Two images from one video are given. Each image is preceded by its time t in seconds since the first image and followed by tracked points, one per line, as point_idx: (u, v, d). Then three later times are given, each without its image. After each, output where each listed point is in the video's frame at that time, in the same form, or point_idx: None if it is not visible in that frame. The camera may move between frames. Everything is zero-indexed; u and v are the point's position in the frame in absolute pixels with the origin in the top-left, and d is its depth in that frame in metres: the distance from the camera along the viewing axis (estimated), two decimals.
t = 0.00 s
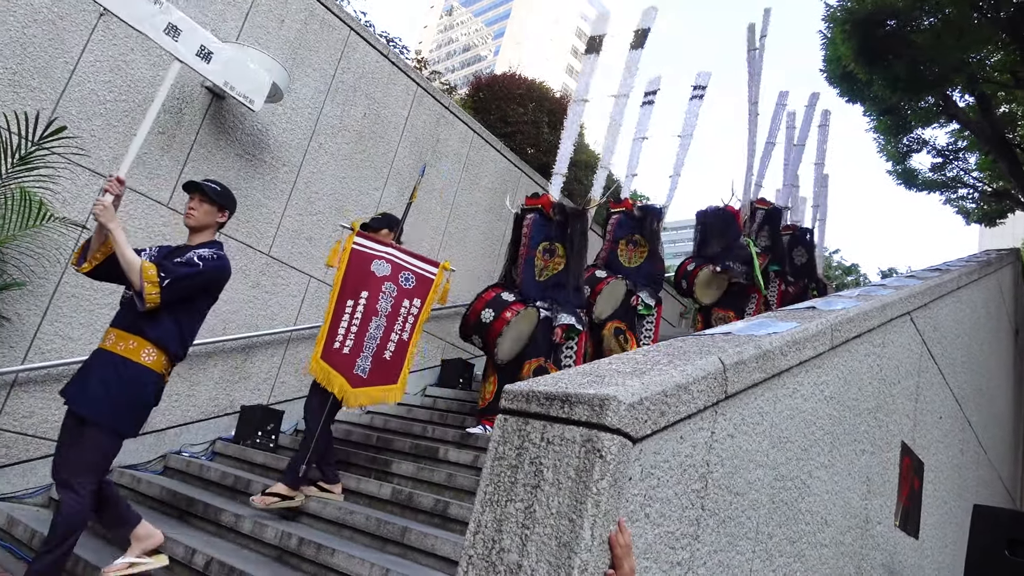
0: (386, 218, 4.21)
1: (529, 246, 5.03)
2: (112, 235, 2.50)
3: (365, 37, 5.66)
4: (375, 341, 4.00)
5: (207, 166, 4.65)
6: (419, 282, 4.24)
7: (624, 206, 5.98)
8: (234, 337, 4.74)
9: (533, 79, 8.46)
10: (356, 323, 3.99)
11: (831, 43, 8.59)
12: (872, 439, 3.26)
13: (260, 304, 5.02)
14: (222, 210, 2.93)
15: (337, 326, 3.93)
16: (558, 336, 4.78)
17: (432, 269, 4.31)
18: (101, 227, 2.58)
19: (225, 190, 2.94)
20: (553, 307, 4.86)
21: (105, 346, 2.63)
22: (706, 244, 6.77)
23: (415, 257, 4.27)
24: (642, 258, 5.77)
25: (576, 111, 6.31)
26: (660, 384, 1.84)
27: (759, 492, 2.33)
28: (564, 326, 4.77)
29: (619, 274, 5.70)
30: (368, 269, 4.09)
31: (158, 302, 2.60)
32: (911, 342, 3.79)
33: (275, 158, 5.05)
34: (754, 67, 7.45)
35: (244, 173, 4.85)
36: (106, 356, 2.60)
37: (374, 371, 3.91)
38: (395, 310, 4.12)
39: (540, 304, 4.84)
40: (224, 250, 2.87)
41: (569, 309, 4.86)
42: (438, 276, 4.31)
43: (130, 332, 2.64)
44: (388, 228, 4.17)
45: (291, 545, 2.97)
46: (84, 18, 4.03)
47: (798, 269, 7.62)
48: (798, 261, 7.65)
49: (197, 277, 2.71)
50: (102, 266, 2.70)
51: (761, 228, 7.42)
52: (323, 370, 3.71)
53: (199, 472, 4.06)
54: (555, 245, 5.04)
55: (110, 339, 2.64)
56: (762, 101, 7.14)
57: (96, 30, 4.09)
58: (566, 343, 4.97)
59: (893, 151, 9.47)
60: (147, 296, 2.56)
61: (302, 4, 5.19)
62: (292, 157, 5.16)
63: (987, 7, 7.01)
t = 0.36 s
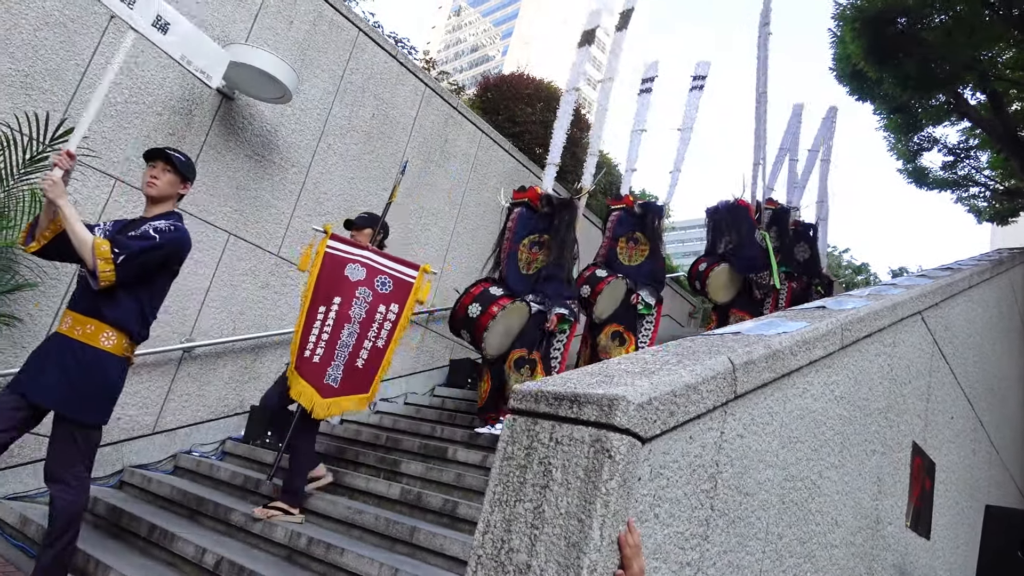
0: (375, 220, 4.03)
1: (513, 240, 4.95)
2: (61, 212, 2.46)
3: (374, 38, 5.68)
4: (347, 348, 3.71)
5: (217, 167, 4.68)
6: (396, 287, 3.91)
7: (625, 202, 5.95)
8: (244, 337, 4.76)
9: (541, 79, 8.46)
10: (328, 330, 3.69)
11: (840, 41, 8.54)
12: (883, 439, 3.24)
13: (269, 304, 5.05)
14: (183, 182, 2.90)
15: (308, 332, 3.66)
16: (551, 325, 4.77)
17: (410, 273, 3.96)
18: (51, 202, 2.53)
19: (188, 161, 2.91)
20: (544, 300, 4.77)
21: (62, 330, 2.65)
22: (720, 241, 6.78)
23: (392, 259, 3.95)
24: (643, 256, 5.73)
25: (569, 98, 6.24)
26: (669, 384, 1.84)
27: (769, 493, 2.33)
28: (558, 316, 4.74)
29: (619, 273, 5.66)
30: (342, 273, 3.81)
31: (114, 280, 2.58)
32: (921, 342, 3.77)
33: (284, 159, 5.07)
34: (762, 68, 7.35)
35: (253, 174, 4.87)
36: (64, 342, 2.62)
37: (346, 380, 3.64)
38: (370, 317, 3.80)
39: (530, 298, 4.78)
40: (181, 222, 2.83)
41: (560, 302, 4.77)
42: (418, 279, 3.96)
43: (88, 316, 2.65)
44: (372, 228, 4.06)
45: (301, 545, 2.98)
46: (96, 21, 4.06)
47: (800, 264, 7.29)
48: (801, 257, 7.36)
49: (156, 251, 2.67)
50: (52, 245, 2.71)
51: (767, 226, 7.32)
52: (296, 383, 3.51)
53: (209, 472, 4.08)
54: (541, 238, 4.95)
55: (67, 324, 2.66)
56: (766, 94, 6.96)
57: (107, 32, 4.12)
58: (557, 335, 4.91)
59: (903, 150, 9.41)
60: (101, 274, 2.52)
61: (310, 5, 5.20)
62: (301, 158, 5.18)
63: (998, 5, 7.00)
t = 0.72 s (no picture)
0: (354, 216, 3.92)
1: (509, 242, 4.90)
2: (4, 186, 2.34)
3: (379, 36, 5.68)
4: (322, 349, 3.57)
5: (222, 165, 4.69)
6: (372, 284, 3.81)
7: (619, 204, 5.98)
8: (250, 336, 4.77)
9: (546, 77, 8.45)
10: (301, 330, 3.57)
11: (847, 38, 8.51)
12: (888, 438, 3.23)
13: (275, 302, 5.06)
14: (136, 154, 2.83)
15: (280, 333, 3.53)
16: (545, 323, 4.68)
17: (388, 270, 3.87)
18: None
19: (140, 133, 2.84)
20: (538, 302, 4.66)
21: None
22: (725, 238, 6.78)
23: (367, 256, 3.85)
24: (638, 259, 5.77)
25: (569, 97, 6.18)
26: (674, 382, 1.84)
27: (775, 491, 2.32)
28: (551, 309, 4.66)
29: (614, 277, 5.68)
30: (315, 271, 3.70)
31: (61, 260, 2.47)
32: (928, 340, 3.75)
33: (289, 157, 5.08)
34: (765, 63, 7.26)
35: (259, 173, 4.88)
36: None
37: (322, 382, 3.50)
38: (345, 316, 3.70)
39: (523, 301, 4.67)
40: (131, 198, 2.76)
41: (556, 304, 4.67)
42: (395, 275, 3.87)
43: (26, 288, 2.48)
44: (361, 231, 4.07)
45: (306, 542, 2.99)
46: (102, 19, 4.07)
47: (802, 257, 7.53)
48: (802, 248, 7.59)
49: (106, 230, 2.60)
50: None
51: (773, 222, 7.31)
52: (269, 385, 3.39)
53: (215, 469, 4.09)
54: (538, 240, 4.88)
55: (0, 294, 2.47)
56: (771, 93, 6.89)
57: (113, 31, 4.13)
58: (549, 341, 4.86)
59: (909, 147, 9.38)
60: (49, 254, 2.42)
61: (316, 4, 5.20)
62: (306, 156, 5.19)
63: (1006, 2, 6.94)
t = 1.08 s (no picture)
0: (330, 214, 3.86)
1: (510, 238, 4.84)
2: None
3: (386, 36, 5.69)
4: (291, 349, 3.41)
5: (231, 166, 4.70)
6: (346, 283, 3.63)
7: (615, 200, 5.96)
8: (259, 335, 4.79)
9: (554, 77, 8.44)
10: (270, 329, 3.39)
11: (856, 37, 8.45)
12: (898, 439, 3.22)
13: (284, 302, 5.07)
14: (80, 126, 3.06)
15: (247, 332, 3.34)
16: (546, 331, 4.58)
17: (362, 269, 3.70)
18: None
19: (83, 104, 3.06)
20: (538, 303, 4.57)
21: None
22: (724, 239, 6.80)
23: (341, 254, 3.66)
24: (636, 254, 5.70)
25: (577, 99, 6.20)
26: (682, 383, 1.83)
27: (783, 492, 2.31)
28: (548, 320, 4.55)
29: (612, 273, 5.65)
30: (287, 267, 3.49)
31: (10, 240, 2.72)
32: (938, 341, 3.73)
33: (298, 157, 5.10)
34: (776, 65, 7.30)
35: (267, 173, 4.90)
36: None
37: (291, 383, 3.36)
38: (316, 316, 3.53)
39: (522, 300, 4.57)
40: (81, 171, 2.98)
41: (554, 307, 4.55)
42: (369, 275, 3.70)
43: None
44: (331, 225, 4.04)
45: (314, 541, 3.00)
46: (111, 20, 4.09)
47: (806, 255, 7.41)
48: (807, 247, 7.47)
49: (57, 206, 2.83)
50: None
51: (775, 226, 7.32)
52: (234, 385, 3.21)
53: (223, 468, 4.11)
54: (539, 238, 4.78)
55: None
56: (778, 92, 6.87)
57: (123, 32, 4.16)
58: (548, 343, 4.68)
59: (919, 147, 9.34)
60: None
61: (324, 4, 5.21)
62: (314, 156, 5.21)
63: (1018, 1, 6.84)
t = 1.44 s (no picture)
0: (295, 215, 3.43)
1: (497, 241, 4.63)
2: None
3: (391, 34, 5.69)
4: (253, 361, 3.09)
5: (237, 164, 4.71)
6: (314, 288, 3.26)
7: (603, 201, 5.94)
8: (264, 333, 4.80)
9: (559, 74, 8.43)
10: (230, 340, 3.05)
11: (863, 33, 8.41)
12: (905, 437, 3.21)
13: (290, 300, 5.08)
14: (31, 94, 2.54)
15: (205, 344, 3.02)
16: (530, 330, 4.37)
17: (331, 273, 3.32)
18: None
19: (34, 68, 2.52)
20: (526, 307, 4.44)
21: None
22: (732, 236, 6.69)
23: (308, 256, 3.28)
24: (623, 257, 5.72)
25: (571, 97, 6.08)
26: (688, 380, 1.83)
27: (789, 490, 2.31)
28: (534, 315, 4.38)
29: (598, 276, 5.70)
30: (247, 272, 3.13)
31: None
32: (945, 338, 3.72)
33: (303, 156, 5.11)
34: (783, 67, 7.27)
35: (272, 171, 4.91)
36: None
37: (253, 398, 3.07)
38: (281, 324, 3.16)
39: (510, 305, 4.47)
40: (23, 144, 2.48)
41: (544, 308, 4.37)
42: (340, 278, 3.32)
43: None
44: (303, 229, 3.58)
45: (320, 538, 3.01)
46: (117, 19, 4.10)
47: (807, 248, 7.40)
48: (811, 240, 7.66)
49: None
50: None
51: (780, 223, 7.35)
52: (191, 400, 2.95)
53: (229, 465, 4.12)
54: (528, 241, 4.61)
55: None
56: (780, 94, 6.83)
57: (129, 30, 4.17)
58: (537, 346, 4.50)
59: (926, 143, 9.31)
60: None
61: (329, 3, 5.22)
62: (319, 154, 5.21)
63: None
